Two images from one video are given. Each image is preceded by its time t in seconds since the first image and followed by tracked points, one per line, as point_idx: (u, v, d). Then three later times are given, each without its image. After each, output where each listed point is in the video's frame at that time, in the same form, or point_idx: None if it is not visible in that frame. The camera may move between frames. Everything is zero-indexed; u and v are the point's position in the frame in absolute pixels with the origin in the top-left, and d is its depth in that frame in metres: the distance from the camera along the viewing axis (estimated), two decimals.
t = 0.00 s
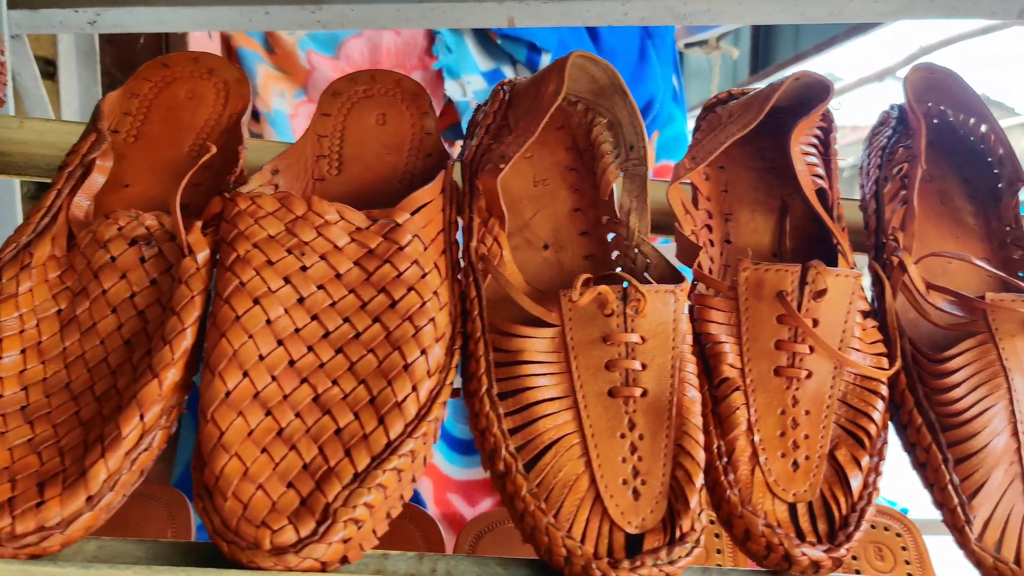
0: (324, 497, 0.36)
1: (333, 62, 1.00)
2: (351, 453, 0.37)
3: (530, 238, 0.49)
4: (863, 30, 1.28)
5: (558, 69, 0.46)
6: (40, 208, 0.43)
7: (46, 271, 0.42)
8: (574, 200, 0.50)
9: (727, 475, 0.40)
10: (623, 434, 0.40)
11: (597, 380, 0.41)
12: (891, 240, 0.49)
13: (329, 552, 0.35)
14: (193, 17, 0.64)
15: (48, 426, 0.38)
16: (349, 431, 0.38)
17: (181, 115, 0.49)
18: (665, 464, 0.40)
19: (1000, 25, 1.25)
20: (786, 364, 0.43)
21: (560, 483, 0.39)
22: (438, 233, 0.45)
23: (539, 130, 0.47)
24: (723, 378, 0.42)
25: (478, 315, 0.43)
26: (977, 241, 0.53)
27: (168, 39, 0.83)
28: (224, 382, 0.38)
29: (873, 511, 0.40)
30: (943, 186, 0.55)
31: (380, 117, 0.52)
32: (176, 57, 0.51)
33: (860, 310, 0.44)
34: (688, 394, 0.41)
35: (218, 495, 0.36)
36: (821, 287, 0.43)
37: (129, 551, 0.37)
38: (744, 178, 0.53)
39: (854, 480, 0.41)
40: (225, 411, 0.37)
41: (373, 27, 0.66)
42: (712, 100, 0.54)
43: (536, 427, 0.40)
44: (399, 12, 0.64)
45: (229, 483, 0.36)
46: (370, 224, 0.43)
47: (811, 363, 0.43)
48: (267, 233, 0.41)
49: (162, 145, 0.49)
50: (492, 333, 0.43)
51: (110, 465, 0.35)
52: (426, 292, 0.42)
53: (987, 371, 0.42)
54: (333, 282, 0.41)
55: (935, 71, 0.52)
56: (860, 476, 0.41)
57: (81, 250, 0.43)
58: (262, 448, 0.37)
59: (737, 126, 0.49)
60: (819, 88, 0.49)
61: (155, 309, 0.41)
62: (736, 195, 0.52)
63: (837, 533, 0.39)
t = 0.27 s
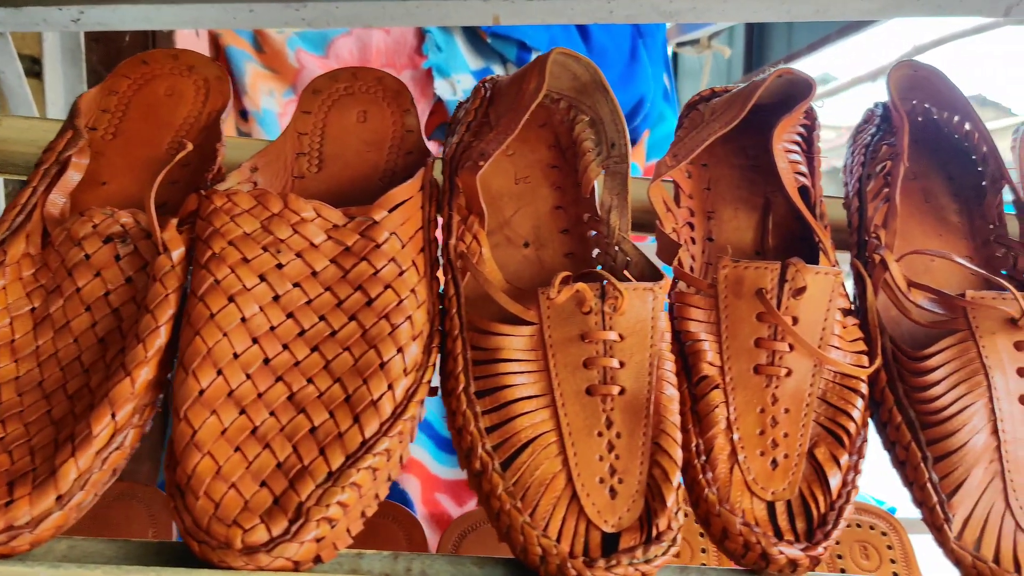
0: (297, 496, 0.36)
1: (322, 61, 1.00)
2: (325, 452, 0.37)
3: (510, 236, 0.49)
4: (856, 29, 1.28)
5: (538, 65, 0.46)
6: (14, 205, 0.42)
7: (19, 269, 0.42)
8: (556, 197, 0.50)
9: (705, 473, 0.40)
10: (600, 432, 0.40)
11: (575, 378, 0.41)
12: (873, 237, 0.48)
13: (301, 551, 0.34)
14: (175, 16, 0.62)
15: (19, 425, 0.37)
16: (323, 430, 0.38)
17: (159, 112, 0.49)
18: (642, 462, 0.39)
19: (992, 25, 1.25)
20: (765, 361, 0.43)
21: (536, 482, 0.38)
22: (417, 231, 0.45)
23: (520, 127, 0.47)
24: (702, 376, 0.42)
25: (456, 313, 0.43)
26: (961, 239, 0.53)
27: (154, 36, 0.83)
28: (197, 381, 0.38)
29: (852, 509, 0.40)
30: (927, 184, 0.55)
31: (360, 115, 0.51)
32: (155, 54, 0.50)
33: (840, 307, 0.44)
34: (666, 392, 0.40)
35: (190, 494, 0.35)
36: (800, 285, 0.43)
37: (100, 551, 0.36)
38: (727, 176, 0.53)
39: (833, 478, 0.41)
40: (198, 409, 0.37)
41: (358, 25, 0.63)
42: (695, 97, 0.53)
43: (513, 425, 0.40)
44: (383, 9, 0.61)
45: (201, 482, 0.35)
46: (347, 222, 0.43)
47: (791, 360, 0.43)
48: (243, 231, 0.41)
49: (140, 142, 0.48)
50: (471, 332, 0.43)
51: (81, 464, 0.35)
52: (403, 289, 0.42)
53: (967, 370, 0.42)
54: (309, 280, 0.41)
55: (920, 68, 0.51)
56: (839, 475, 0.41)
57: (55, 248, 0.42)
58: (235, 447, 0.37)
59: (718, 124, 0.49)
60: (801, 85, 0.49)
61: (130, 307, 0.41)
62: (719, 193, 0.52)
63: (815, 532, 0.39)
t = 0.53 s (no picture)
0: (268, 496, 0.35)
1: (312, 61, 0.99)
2: (299, 452, 0.37)
3: (490, 234, 0.48)
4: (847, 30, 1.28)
5: (519, 63, 0.46)
6: None
7: None
8: (536, 196, 0.50)
9: (683, 473, 0.40)
10: (577, 431, 0.40)
11: (552, 377, 0.41)
12: (854, 236, 0.48)
13: (272, 553, 0.34)
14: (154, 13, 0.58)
15: None
16: (297, 430, 0.38)
17: (137, 110, 0.49)
18: (619, 462, 0.39)
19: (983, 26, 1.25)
20: (745, 360, 0.42)
21: (512, 481, 0.38)
22: (395, 230, 0.44)
23: (500, 125, 0.46)
24: (681, 375, 0.42)
25: (433, 312, 0.43)
26: (943, 238, 0.53)
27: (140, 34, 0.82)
28: (169, 380, 0.37)
29: (830, 509, 0.39)
30: (909, 183, 0.55)
31: (341, 112, 0.51)
32: (133, 51, 0.50)
33: (819, 306, 0.44)
34: (643, 391, 0.40)
35: (160, 494, 0.35)
36: (779, 283, 0.43)
37: (69, 552, 0.36)
38: (709, 174, 0.52)
39: (811, 478, 0.40)
40: (169, 409, 0.37)
41: (342, 24, 0.59)
42: (677, 96, 0.53)
43: (489, 425, 0.39)
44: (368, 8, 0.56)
45: (172, 483, 0.35)
46: (323, 220, 0.42)
47: (769, 359, 0.42)
48: (217, 229, 0.41)
49: (117, 140, 0.48)
50: (448, 331, 0.43)
51: (49, 464, 0.34)
52: (380, 288, 0.41)
53: (945, 368, 0.42)
54: (284, 279, 0.41)
55: (903, 67, 0.51)
56: (818, 474, 0.41)
57: (28, 246, 0.42)
58: (207, 447, 0.36)
59: (700, 122, 0.48)
60: (782, 83, 0.49)
61: (103, 306, 0.40)
62: (700, 192, 0.52)
63: (792, 531, 0.39)
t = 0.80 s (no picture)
0: (246, 499, 0.35)
1: (301, 61, 0.99)
2: (278, 454, 0.37)
3: (473, 234, 0.48)
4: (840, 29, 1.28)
5: (502, 63, 0.45)
6: None
7: None
8: (521, 196, 0.50)
9: (665, 474, 0.39)
10: (559, 432, 0.39)
11: (534, 378, 0.40)
12: (839, 235, 0.48)
13: (249, 556, 0.34)
14: (140, 12, 0.55)
15: None
16: (276, 432, 0.37)
17: (118, 110, 0.49)
18: (600, 463, 0.39)
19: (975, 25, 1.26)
20: (728, 360, 0.42)
21: (493, 483, 0.38)
22: (377, 230, 0.44)
23: (483, 125, 0.46)
24: (664, 375, 0.42)
25: (415, 313, 0.42)
26: (929, 237, 0.53)
27: (128, 34, 0.83)
28: (147, 382, 0.37)
29: (813, 509, 0.39)
30: (895, 182, 0.55)
31: (324, 112, 0.51)
32: (115, 52, 0.50)
33: (803, 305, 0.43)
34: (626, 391, 0.40)
35: (136, 498, 0.35)
36: (763, 283, 0.42)
37: (46, 556, 0.36)
38: (694, 174, 0.52)
39: (794, 478, 0.40)
40: (147, 411, 0.36)
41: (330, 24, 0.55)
42: (663, 95, 0.53)
43: (470, 426, 0.39)
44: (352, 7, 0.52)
45: (148, 486, 0.35)
46: (304, 220, 0.42)
47: (753, 359, 0.42)
48: (197, 230, 0.40)
49: (98, 140, 0.48)
50: (430, 331, 0.43)
51: (24, 468, 0.34)
52: (360, 289, 0.41)
53: (928, 367, 0.42)
54: (264, 280, 0.40)
55: (887, 66, 0.51)
56: (801, 475, 0.40)
57: (6, 247, 0.42)
58: (184, 450, 0.36)
59: (684, 121, 0.48)
60: (768, 82, 0.49)
61: (81, 308, 0.40)
62: (686, 191, 0.52)
63: (775, 532, 0.39)
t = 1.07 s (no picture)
0: (217, 503, 0.35)
1: (288, 61, 0.99)
2: (250, 457, 0.36)
3: (452, 236, 0.48)
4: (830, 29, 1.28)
5: (480, 63, 0.45)
6: None
7: None
8: (500, 196, 0.49)
9: (642, 476, 0.39)
10: (535, 435, 0.39)
11: (510, 380, 0.40)
12: (819, 235, 0.48)
13: (218, 561, 0.33)
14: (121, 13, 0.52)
15: None
16: (249, 435, 0.37)
17: (94, 111, 0.48)
18: (576, 465, 0.39)
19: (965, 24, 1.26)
20: (706, 361, 0.42)
21: (467, 486, 0.38)
22: (353, 231, 0.44)
23: (461, 126, 0.46)
24: (641, 376, 0.42)
25: (391, 315, 0.42)
26: (910, 237, 0.53)
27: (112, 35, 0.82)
28: (118, 386, 0.37)
29: (790, 511, 0.39)
30: (877, 182, 0.55)
31: (303, 113, 0.51)
32: (91, 53, 0.50)
33: (781, 305, 0.43)
34: (602, 392, 0.40)
35: (105, 502, 0.34)
36: (739, 283, 0.42)
37: (15, 562, 0.35)
38: (675, 174, 0.52)
39: (772, 479, 0.40)
40: (117, 415, 0.36)
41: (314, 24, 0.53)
42: (644, 96, 0.53)
43: (445, 428, 0.39)
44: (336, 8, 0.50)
45: (117, 490, 0.35)
46: (279, 222, 0.42)
47: (731, 360, 0.42)
48: (169, 232, 0.40)
49: (73, 142, 0.47)
50: (406, 333, 0.42)
51: None
52: (335, 291, 0.41)
53: (906, 368, 0.42)
54: (237, 282, 0.40)
55: (868, 65, 0.50)
56: (778, 476, 0.40)
57: None
58: (155, 454, 0.36)
59: (664, 121, 0.48)
60: (748, 81, 0.49)
61: (52, 311, 0.40)
62: (666, 191, 0.52)
63: (752, 534, 0.38)
